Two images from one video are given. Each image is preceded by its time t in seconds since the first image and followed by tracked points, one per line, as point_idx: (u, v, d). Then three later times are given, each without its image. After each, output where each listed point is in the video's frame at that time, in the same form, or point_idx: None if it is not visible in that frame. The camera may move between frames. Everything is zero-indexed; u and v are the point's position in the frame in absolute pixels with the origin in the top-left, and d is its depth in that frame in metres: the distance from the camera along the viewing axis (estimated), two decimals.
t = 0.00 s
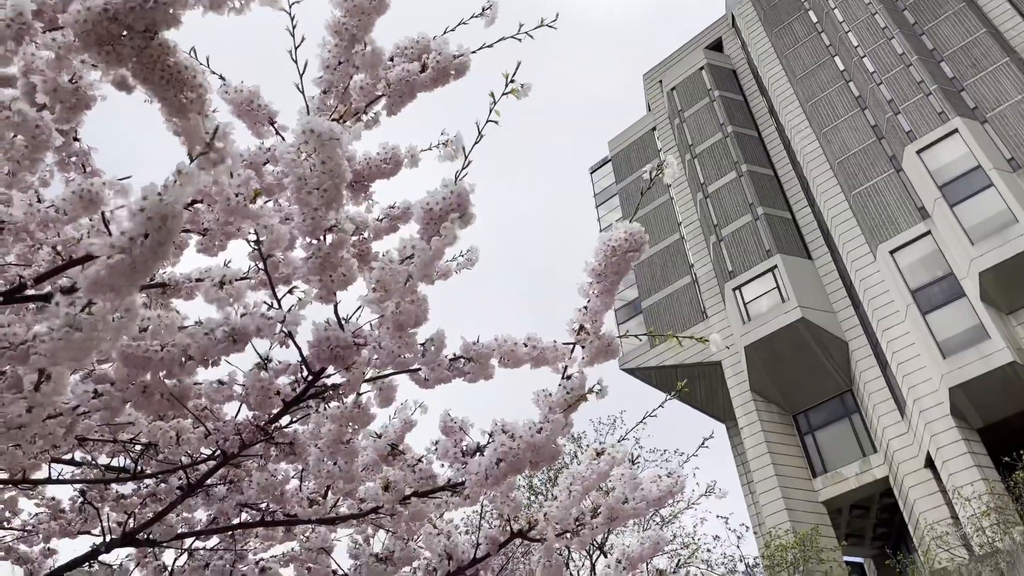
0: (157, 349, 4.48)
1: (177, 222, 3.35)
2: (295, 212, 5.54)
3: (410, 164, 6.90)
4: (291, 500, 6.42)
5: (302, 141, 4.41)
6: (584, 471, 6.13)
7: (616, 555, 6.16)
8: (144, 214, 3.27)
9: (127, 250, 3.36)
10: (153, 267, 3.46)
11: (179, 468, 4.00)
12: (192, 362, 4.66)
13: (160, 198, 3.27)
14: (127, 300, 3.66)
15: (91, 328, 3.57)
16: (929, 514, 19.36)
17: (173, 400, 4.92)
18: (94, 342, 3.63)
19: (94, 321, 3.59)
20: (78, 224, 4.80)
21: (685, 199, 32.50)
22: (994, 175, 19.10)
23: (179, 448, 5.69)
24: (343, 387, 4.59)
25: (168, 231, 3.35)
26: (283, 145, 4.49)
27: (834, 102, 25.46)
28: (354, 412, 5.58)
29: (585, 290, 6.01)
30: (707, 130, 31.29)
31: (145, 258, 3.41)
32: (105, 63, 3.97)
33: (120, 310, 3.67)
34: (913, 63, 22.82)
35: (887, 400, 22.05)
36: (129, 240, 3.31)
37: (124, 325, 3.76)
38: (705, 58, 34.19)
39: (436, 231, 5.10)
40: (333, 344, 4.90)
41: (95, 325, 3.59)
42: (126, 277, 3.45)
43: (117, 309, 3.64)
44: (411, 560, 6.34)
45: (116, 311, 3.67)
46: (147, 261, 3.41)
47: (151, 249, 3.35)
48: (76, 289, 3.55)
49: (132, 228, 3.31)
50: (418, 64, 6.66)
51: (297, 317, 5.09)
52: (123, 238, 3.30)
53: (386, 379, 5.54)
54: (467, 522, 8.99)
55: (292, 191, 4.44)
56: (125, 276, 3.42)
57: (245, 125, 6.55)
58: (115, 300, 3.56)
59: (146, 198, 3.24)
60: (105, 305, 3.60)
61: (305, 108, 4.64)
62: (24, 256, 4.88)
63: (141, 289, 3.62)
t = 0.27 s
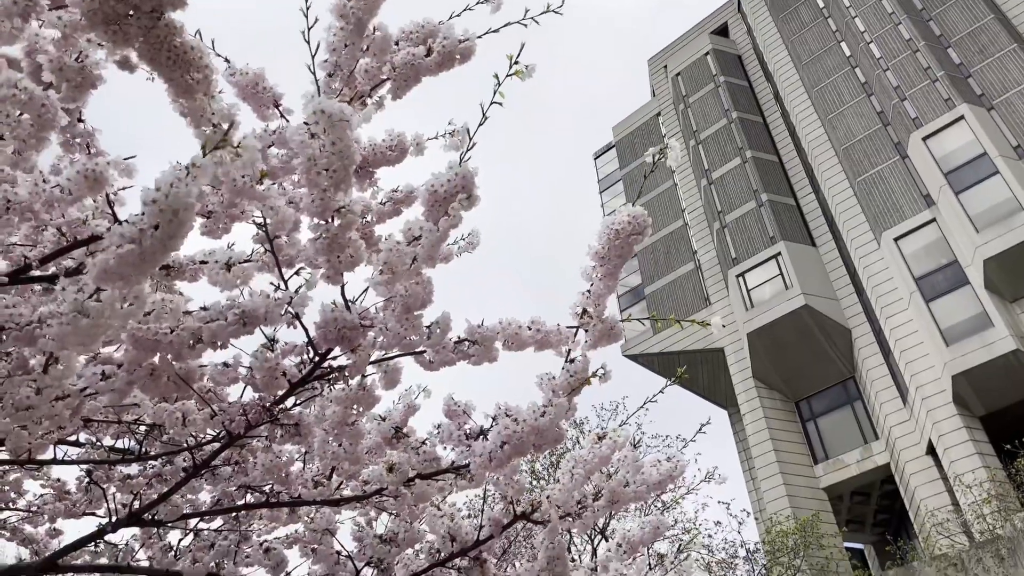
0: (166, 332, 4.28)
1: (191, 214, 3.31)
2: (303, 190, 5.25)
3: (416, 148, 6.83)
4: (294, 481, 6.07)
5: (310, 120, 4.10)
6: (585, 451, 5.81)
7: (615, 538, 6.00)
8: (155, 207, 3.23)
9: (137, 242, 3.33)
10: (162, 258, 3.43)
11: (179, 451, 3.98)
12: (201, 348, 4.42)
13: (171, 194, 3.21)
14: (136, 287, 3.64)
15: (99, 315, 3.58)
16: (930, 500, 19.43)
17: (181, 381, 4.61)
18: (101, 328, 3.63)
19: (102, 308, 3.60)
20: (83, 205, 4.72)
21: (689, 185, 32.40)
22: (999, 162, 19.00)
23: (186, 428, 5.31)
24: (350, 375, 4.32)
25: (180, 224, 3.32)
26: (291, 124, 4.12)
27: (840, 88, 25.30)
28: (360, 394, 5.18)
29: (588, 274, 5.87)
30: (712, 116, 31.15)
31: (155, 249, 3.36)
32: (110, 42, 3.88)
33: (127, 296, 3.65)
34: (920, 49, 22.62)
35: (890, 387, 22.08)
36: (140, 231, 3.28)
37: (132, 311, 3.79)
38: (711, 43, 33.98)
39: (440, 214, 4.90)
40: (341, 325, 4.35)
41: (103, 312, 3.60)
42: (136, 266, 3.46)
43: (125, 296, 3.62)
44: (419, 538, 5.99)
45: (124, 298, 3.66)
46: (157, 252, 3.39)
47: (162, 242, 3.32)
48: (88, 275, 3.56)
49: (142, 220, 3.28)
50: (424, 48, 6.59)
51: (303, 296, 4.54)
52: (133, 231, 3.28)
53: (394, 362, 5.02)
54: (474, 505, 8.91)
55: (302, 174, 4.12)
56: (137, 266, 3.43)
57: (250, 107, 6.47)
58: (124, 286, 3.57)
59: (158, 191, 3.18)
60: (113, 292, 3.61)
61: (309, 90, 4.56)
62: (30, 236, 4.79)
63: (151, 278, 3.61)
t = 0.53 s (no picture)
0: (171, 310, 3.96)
1: (211, 187, 3.33)
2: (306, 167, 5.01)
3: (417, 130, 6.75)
4: (296, 461, 5.54)
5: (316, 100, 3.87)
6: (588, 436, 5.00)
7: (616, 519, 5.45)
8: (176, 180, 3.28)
9: (157, 218, 3.34)
10: (179, 235, 3.44)
11: (183, 430, 3.96)
12: (203, 323, 4.08)
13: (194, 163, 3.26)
14: (150, 265, 3.62)
15: (113, 290, 3.56)
16: (929, 486, 19.54)
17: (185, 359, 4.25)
18: (114, 304, 3.64)
19: (114, 284, 3.56)
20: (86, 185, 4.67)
21: (692, 169, 32.30)
22: (1005, 147, 18.87)
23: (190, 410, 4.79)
24: (353, 359, 4.16)
25: (201, 198, 3.33)
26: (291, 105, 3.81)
27: (845, 72, 25.10)
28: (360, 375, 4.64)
29: (591, 257, 5.57)
30: (716, 99, 31.00)
31: (175, 224, 3.36)
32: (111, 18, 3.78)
33: (143, 273, 3.63)
34: (926, 33, 22.29)
35: (891, 372, 22.11)
36: (163, 205, 3.30)
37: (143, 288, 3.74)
38: (715, 26, 33.73)
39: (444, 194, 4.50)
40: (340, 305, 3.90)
41: (117, 288, 3.57)
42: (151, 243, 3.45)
43: (139, 272, 3.60)
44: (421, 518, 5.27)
45: (139, 275, 3.64)
46: (177, 226, 3.38)
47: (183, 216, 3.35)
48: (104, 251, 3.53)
49: (163, 194, 3.30)
50: (427, 29, 6.52)
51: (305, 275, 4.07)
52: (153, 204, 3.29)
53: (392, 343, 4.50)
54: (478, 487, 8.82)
55: (307, 155, 3.94)
56: (155, 242, 3.38)
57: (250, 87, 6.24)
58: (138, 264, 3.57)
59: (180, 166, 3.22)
60: (126, 268, 3.58)
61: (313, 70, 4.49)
62: (31, 215, 4.66)
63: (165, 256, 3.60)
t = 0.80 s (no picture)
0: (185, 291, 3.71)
1: (229, 159, 3.19)
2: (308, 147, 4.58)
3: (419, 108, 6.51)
4: (299, 440, 5.15)
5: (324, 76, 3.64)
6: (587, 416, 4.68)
7: (616, 500, 5.18)
8: (198, 150, 3.14)
9: (178, 188, 3.23)
10: (199, 206, 3.30)
11: (185, 409, 3.92)
12: (220, 304, 3.90)
13: (217, 131, 3.12)
14: (164, 237, 3.52)
15: (126, 262, 3.42)
16: (928, 469, 19.65)
17: (192, 339, 4.04)
18: (127, 278, 3.48)
19: (127, 256, 3.42)
20: (90, 159, 4.64)
21: (695, 152, 32.20)
22: (1009, 132, 18.74)
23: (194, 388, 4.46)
24: (355, 338, 4.04)
25: (217, 169, 3.20)
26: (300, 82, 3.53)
27: (851, 55, 24.80)
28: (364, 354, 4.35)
29: (594, 239, 5.37)
30: (719, 82, 30.81)
31: (192, 194, 3.25)
32: None
33: (156, 246, 3.52)
34: (932, 16, 22.04)
35: (891, 356, 22.16)
36: (184, 174, 3.17)
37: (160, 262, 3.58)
38: (720, 8, 33.40)
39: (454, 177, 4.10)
40: (347, 285, 3.77)
41: (130, 260, 3.43)
42: (168, 215, 3.31)
43: (153, 245, 3.49)
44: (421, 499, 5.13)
45: (154, 247, 3.51)
46: (197, 196, 3.25)
47: (202, 187, 3.22)
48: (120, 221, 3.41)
49: (183, 163, 3.17)
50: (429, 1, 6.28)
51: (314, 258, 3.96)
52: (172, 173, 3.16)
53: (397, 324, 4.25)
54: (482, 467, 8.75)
55: (310, 131, 3.80)
56: (171, 213, 3.28)
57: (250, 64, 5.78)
58: (154, 236, 3.43)
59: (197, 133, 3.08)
60: (141, 239, 3.44)
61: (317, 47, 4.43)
62: (33, 191, 4.66)
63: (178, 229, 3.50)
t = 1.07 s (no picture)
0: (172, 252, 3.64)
1: (206, 121, 3.20)
2: (310, 120, 4.16)
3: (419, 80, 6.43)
4: (300, 416, 4.92)
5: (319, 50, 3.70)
6: (589, 395, 4.65)
7: (616, 480, 5.14)
8: (169, 112, 3.17)
9: (154, 151, 3.24)
10: (177, 169, 3.35)
11: (186, 382, 3.90)
12: (207, 266, 3.81)
13: (186, 93, 3.15)
14: (149, 203, 3.57)
15: (113, 229, 3.48)
16: (926, 452, 19.78)
17: (190, 309, 3.99)
18: (116, 244, 3.54)
19: (113, 222, 3.47)
20: (90, 132, 4.64)
21: (697, 135, 32.07)
22: (1014, 115, 18.31)
23: (195, 362, 4.29)
24: (357, 313, 4.09)
25: (194, 130, 3.21)
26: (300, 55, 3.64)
27: (855, 38, 24.12)
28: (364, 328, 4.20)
29: (597, 214, 5.24)
30: (722, 64, 30.59)
31: (169, 155, 3.28)
32: None
33: (141, 212, 3.56)
34: None
35: (892, 340, 22.16)
36: (156, 137, 3.20)
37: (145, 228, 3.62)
38: None
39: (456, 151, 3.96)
40: (347, 257, 3.83)
41: (117, 226, 3.49)
42: (147, 179, 3.36)
43: (139, 212, 3.55)
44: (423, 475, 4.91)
45: (138, 214, 3.57)
46: (173, 160, 3.30)
47: (177, 149, 3.24)
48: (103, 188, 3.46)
49: (155, 125, 3.20)
50: None
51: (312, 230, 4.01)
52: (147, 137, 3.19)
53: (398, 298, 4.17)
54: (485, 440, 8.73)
55: (310, 104, 3.83)
56: (151, 177, 3.32)
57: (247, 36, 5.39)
58: (137, 202, 3.48)
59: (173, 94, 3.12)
60: (125, 205, 3.49)
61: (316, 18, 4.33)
62: (33, 163, 4.66)
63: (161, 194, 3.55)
